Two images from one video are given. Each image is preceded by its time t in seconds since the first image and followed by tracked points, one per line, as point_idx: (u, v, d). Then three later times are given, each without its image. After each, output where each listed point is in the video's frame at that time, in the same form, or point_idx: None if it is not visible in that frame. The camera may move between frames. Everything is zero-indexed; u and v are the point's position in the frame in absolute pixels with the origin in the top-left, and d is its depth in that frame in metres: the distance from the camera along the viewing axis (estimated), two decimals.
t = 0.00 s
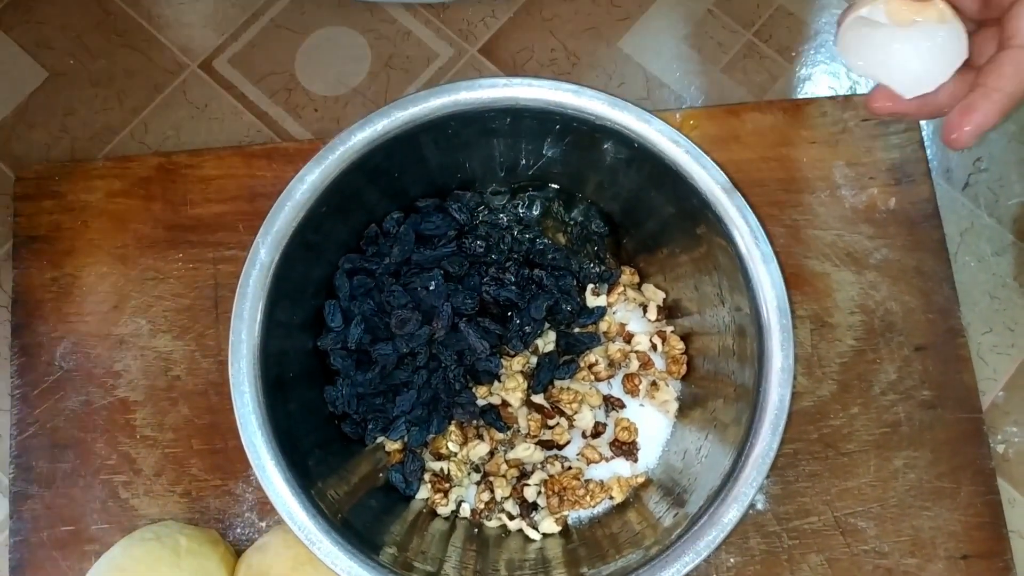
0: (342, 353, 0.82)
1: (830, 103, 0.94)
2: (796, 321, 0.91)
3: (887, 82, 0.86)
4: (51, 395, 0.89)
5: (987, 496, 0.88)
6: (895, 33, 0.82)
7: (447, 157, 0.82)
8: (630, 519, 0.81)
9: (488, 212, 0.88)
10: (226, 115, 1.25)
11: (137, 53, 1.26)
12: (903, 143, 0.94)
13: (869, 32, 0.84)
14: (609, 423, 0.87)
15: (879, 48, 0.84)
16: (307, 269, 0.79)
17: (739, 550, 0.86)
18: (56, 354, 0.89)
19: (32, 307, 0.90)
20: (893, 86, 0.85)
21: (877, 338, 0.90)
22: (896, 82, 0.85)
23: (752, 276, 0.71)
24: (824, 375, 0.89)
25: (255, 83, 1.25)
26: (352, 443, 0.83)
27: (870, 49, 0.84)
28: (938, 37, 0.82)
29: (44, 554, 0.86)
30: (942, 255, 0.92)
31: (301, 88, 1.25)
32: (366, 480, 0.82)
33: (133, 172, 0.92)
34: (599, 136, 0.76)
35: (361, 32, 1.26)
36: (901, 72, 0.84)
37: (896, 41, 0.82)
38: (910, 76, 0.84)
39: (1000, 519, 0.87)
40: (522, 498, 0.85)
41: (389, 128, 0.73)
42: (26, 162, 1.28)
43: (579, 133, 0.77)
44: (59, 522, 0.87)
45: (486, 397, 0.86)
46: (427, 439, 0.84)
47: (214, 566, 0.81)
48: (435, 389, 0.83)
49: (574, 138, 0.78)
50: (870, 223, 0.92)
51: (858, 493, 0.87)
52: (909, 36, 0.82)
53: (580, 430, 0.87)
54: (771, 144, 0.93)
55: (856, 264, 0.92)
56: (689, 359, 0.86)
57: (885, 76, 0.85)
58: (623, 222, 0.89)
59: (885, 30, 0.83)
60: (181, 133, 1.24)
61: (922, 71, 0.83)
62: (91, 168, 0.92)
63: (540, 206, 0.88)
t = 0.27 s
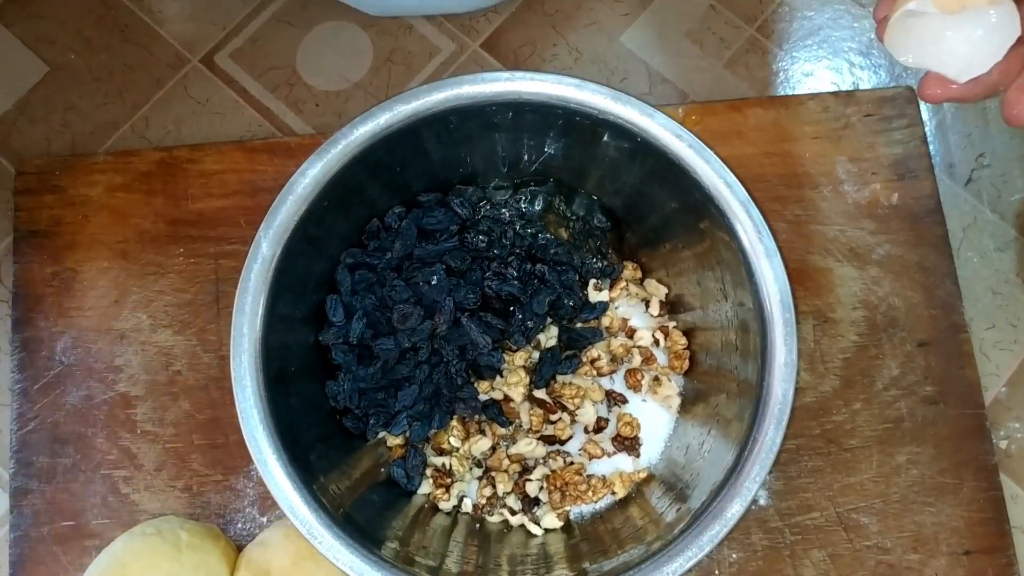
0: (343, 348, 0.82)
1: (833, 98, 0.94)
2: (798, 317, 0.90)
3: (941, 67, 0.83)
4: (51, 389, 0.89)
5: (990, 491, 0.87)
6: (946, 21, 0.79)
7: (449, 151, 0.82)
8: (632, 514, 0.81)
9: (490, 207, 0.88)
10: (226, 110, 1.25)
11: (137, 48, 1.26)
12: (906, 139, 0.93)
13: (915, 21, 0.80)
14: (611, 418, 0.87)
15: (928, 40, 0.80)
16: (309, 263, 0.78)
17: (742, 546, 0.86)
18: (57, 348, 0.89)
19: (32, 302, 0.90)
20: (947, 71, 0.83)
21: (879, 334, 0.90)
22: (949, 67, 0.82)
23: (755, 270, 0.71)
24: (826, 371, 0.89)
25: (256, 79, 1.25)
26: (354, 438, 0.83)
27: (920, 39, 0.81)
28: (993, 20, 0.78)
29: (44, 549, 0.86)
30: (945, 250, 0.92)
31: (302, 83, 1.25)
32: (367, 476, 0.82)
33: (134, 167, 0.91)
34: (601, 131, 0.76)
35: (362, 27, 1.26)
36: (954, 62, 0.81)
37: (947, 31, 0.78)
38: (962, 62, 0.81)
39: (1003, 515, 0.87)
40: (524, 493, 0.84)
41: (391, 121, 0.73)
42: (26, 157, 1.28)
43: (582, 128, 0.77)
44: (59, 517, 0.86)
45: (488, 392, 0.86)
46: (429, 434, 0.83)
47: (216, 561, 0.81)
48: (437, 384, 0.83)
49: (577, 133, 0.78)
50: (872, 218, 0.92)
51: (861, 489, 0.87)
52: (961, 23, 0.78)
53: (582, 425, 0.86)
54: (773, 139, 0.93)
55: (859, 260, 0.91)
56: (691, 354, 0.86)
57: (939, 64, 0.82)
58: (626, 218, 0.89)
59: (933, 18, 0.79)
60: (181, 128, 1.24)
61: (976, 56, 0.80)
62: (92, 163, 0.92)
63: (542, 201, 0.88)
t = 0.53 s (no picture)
0: (350, 341, 0.82)
1: (840, 92, 0.94)
2: (805, 311, 0.90)
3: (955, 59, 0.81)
4: (56, 383, 0.88)
5: (997, 485, 0.87)
6: (959, 12, 0.77)
7: (456, 143, 0.82)
8: (639, 508, 0.81)
9: (497, 200, 0.88)
10: (230, 105, 1.24)
11: (141, 42, 1.26)
12: (913, 132, 0.93)
13: (929, 13, 0.79)
14: (618, 412, 0.86)
15: (943, 31, 0.79)
16: (316, 256, 0.78)
17: (749, 540, 0.86)
18: (61, 342, 0.89)
19: (37, 295, 0.90)
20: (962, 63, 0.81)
21: (887, 328, 0.90)
22: (967, 59, 0.80)
23: (765, 263, 0.71)
24: (834, 365, 0.89)
25: (260, 73, 1.25)
26: (361, 432, 0.83)
27: (933, 30, 0.80)
28: (1007, 9, 0.76)
29: (49, 543, 0.85)
30: (952, 244, 0.91)
31: (306, 78, 1.24)
32: (374, 470, 0.82)
33: (139, 160, 0.91)
34: (609, 123, 0.76)
35: (366, 21, 1.26)
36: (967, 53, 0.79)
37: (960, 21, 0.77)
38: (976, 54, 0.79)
39: (1011, 509, 0.87)
40: (531, 487, 0.84)
41: (399, 113, 0.72)
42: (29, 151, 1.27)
43: (590, 121, 0.76)
44: (64, 511, 0.86)
45: (494, 385, 0.86)
46: (436, 428, 0.83)
47: (222, 555, 0.80)
48: (444, 377, 0.83)
49: (584, 126, 0.78)
50: (879, 212, 0.92)
51: (868, 483, 0.87)
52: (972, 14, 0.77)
53: (589, 419, 0.86)
54: (780, 133, 0.93)
55: (866, 254, 0.91)
56: (698, 348, 0.86)
57: (952, 56, 0.81)
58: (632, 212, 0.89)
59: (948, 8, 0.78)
60: (185, 123, 1.24)
61: (994, 45, 0.78)
62: (97, 156, 0.91)
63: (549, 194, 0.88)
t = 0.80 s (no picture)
0: (352, 338, 0.82)
1: (843, 89, 0.94)
2: (808, 308, 0.90)
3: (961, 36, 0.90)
4: (57, 380, 0.88)
5: (1000, 483, 0.87)
6: None
7: (459, 140, 0.82)
8: (641, 505, 0.81)
9: (500, 197, 0.87)
10: (231, 102, 1.24)
11: (142, 38, 1.26)
12: (916, 129, 0.93)
13: None
14: (620, 409, 0.86)
15: (948, 9, 0.88)
16: (318, 252, 0.78)
17: (751, 537, 0.86)
18: (63, 338, 0.89)
19: (39, 292, 0.90)
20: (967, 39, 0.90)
21: (889, 325, 0.90)
22: (970, 36, 0.89)
23: (768, 260, 0.70)
24: (836, 362, 0.89)
25: (261, 70, 1.25)
26: (363, 428, 0.83)
27: (938, 7, 0.89)
28: None
29: (51, 540, 0.85)
30: (955, 241, 0.91)
31: (307, 75, 1.24)
32: (376, 466, 0.82)
33: (140, 156, 0.91)
34: (612, 119, 0.75)
35: (368, 18, 1.26)
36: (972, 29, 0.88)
37: None
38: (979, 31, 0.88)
39: (1013, 506, 0.87)
40: (533, 484, 0.84)
41: (402, 109, 0.72)
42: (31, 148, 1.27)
43: (593, 117, 0.76)
44: (66, 508, 0.86)
45: (497, 382, 0.85)
46: (438, 424, 0.83)
47: (225, 552, 0.80)
48: (446, 374, 0.83)
49: (587, 122, 0.77)
50: (882, 209, 0.92)
51: (871, 480, 0.87)
52: None
53: (591, 415, 0.86)
54: (783, 130, 0.92)
55: (869, 251, 0.91)
56: (701, 345, 0.86)
57: (959, 32, 0.90)
58: (635, 209, 0.88)
59: None
60: (186, 120, 1.24)
61: (998, 22, 0.87)
62: (99, 153, 0.91)
63: (551, 190, 0.88)
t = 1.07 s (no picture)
0: (345, 338, 0.82)
1: (834, 91, 0.94)
2: (798, 308, 0.91)
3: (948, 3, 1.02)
4: (53, 380, 0.89)
5: (989, 481, 0.88)
6: None
7: (451, 141, 0.82)
8: (632, 504, 0.82)
9: (492, 198, 0.88)
10: (228, 103, 1.25)
11: (139, 39, 1.26)
12: (907, 130, 0.94)
13: None
14: (612, 408, 0.87)
15: None
16: (312, 253, 0.79)
17: (742, 535, 0.86)
18: (59, 338, 0.89)
19: (35, 292, 0.90)
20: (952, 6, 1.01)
21: (879, 325, 0.90)
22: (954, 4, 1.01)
23: (756, 261, 0.71)
24: (826, 362, 0.90)
25: (257, 71, 1.25)
26: (356, 428, 0.84)
27: None
28: None
29: (47, 538, 0.86)
30: (945, 242, 0.92)
31: (303, 76, 1.25)
32: (369, 466, 0.82)
33: (136, 158, 0.91)
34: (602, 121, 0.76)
35: (363, 19, 1.26)
36: None
37: None
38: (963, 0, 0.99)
39: (1002, 505, 0.88)
40: (525, 483, 0.85)
41: (394, 111, 0.73)
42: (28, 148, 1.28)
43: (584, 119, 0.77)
44: (62, 507, 0.87)
45: (489, 382, 0.86)
46: (431, 424, 0.84)
47: (220, 551, 0.81)
48: (439, 374, 0.83)
49: (579, 124, 0.78)
50: (873, 210, 0.92)
51: (860, 479, 0.87)
52: None
53: (583, 415, 0.87)
54: (774, 131, 0.93)
55: (859, 251, 0.92)
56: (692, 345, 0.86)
57: None
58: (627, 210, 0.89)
59: None
60: (183, 121, 1.24)
61: None
62: (94, 154, 0.92)
63: (544, 192, 0.88)
